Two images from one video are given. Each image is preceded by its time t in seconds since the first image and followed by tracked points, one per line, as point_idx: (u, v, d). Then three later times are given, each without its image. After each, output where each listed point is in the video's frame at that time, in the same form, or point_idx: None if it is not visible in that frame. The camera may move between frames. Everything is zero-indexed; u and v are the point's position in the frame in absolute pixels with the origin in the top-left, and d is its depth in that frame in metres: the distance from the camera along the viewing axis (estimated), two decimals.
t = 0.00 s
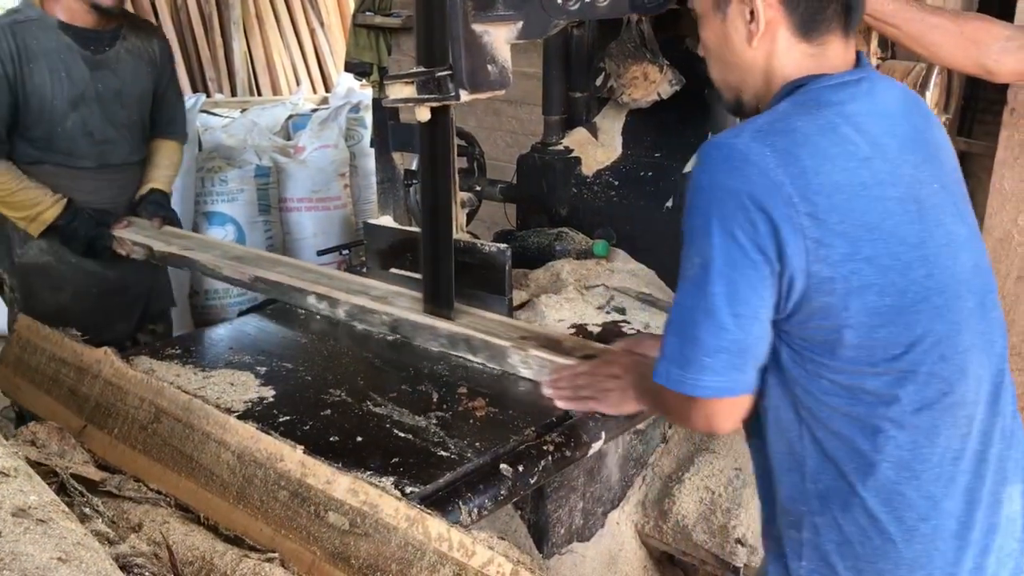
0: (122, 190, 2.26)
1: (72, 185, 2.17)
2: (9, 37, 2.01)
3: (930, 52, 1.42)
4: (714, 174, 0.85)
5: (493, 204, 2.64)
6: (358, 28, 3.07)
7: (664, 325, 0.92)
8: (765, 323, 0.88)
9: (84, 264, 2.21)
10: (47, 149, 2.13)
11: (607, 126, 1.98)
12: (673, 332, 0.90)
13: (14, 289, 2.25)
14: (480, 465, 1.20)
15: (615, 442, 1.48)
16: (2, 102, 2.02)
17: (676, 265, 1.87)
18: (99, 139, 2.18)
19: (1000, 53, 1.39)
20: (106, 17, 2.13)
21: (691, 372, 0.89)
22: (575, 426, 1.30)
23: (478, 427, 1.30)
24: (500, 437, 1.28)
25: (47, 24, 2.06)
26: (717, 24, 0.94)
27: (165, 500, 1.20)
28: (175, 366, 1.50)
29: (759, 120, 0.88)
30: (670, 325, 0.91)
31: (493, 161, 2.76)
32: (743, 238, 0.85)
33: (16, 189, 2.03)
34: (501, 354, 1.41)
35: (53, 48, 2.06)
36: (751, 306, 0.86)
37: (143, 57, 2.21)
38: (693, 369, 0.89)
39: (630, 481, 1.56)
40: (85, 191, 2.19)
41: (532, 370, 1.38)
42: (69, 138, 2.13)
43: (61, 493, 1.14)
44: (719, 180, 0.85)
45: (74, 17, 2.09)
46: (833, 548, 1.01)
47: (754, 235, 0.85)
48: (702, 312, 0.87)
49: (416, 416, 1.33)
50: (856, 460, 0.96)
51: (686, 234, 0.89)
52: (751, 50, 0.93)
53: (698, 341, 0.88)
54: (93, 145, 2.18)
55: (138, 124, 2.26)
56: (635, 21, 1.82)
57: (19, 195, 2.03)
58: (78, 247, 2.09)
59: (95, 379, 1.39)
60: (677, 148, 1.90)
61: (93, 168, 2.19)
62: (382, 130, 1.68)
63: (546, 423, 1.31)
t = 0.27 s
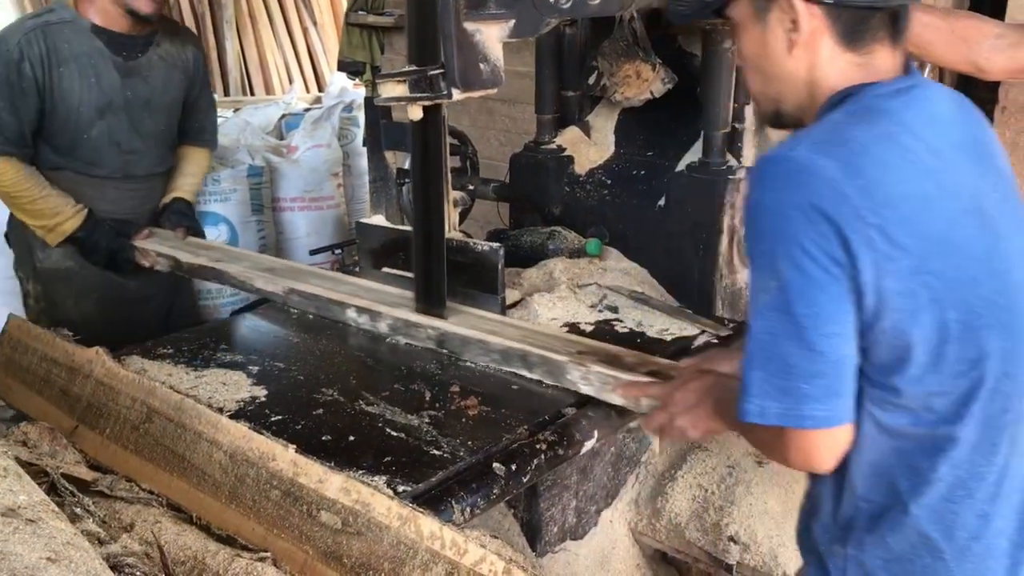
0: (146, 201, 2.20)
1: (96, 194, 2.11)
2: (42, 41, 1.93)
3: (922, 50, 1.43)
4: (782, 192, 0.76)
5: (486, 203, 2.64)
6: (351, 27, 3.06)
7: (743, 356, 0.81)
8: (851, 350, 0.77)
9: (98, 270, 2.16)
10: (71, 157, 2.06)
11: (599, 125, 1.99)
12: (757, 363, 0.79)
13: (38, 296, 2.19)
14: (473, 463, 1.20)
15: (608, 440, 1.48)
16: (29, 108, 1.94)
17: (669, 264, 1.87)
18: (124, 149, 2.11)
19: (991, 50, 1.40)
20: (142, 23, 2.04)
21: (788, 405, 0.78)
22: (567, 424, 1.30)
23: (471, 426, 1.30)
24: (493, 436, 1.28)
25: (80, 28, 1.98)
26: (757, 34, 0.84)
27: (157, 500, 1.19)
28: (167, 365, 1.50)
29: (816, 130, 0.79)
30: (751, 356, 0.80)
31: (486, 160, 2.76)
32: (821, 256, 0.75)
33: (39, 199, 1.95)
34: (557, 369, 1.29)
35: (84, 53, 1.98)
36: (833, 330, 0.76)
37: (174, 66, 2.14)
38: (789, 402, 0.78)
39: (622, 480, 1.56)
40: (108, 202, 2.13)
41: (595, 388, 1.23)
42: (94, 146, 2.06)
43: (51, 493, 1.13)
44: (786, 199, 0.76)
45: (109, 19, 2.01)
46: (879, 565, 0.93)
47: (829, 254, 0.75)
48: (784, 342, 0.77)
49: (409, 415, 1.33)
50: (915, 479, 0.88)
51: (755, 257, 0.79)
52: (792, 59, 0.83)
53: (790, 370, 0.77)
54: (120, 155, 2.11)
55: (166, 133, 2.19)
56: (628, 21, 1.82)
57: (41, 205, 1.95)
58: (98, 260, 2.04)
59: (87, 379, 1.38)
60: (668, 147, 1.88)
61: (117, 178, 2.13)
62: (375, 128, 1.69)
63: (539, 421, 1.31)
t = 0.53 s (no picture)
0: (164, 208, 2.17)
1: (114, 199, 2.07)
2: (64, 44, 1.88)
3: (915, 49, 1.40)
4: (905, 215, 0.68)
5: (477, 202, 2.63)
6: (343, 27, 3.07)
7: (861, 389, 0.72)
8: (975, 390, 0.69)
9: (119, 279, 2.09)
10: (90, 163, 2.01)
11: (591, 125, 2.00)
12: (877, 400, 0.70)
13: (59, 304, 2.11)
14: (463, 462, 1.20)
15: (599, 439, 1.48)
16: (49, 112, 1.89)
17: (660, 263, 1.87)
18: (145, 155, 2.07)
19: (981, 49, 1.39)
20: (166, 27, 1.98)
21: (910, 447, 0.70)
22: (558, 423, 1.30)
23: (462, 425, 1.30)
24: (483, 435, 1.28)
25: (103, 31, 1.93)
26: (875, 38, 0.75)
27: (147, 500, 1.18)
28: (157, 366, 1.50)
29: (953, 148, 0.70)
30: (871, 392, 0.71)
31: (478, 159, 2.76)
32: (959, 288, 0.67)
33: (59, 209, 1.89)
34: (616, 387, 1.25)
35: (106, 57, 1.94)
36: (963, 368, 0.68)
37: (198, 72, 2.10)
38: (912, 444, 0.70)
39: (614, 479, 1.56)
40: (125, 209, 2.09)
41: (656, 408, 1.19)
42: (114, 151, 2.02)
43: (39, 494, 1.13)
44: (918, 222, 0.67)
45: (131, 21, 1.95)
46: None
47: (965, 287, 0.67)
48: (907, 380, 0.69)
49: (400, 415, 1.33)
50: (1018, 521, 0.81)
51: (880, 285, 0.70)
52: (915, 71, 0.74)
53: (914, 409, 0.69)
54: (140, 161, 2.07)
55: (189, 140, 2.15)
56: (618, 19, 1.82)
57: (61, 215, 1.90)
58: (118, 268, 2.00)
59: (77, 379, 1.38)
60: (659, 146, 1.89)
61: (138, 184, 2.08)
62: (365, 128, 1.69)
63: (529, 420, 1.31)
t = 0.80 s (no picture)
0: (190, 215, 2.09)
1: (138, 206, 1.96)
2: (81, 46, 1.75)
3: (904, 48, 1.43)
4: None
5: (471, 203, 2.64)
6: (336, 28, 3.07)
7: None
8: None
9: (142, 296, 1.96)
10: (115, 171, 1.88)
11: (585, 125, 2.00)
12: None
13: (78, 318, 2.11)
14: (457, 463, 1.20)
15: (593, 440, 1.48)
16: (71, 118, 1.76)
17: (655, 263, 1.88)
18: (171, 162, 1.93)
19: (970, 49, 1.43)
20: (183, 27, 1.82)
21: None
22: (551, 424, 1.30)
23: (456, 426, 1.31)
24: (477, 436, 1.28)
25: (122, 33, 1.79)
26: None
27: (141, 502, 1.17)
28: (152, 368, 1.49)
29: None
30: None
31: (473, 160, 2.76)
32: None
33: (86, 220, 1.80)
34: (696, 413, 1.20)
35: (125, 59, 1.79)
36: None
37: (220, 71, 1.93)
38: None
39: (608, 479, 1.57)
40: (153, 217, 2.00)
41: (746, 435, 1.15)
42: (143, 159, 1.89)
43: (33, 497, 1.12)
44: None
45: (149, 23, 1.79)
46: None
47: None
48: None
49: (394, 416, 1.33)
50: None
51: None
52: None
53: None
54: (165, 167, 1.93)
55: (217, 146, 2.01)
56: (611, 20, 1.83)
57: (89, 226, 1.81)
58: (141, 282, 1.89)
59: (70, 382, 1.37)
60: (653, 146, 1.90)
61: (163, 189, 1.94)
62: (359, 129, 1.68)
63: (523, 421, 1.31)
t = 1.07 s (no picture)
0: (205, 212, 2.16)
1: (163, 204, 2.08)
2: (101, 48, 1.86)
3: (896, 47, 1.47)
4: None
5: (471, 203, 2.64)
6: (335, 28, 3.06)
7: None
8: None
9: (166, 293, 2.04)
10: (146, 170, 2.03)
11: (584, 125, 2.00)
12: None
13: (100, 321, 2.15)
14: (456, 463, 1.20)
15: (593, 440, 1.49)
16: (98, 121, 1.89)
17: (654, 263, 1.88)
18: (197, 156, 2.06)
19: (965, 49, 1.46)
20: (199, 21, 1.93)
21: None
22: (551, 423, 1.30)
23: (456, 426, 1.31)
24: (477, 436, 1.28)
25: (138, 30, 1.90)
26: None
27: (141, 502, 1.15)
28: (151, 369, 1.49)
29: None
30: None
31: (472, 160, 2.77)
32: None
33: (115, 225, 1.87)
34: (775, 436, 1.14)
35: (144, 58, 1.91)
36: None
37: (236, 58, 2.05)
38: None
39: (608, 479, 1.57)
40: (179, 215, 2.10)
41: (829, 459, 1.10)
42: (172, 155, 2.02)
43: (33, 497, 1.08)
44: None
45: (165, 19, 1.91)
46: None
47: None
48: None
49: (394, 416, 1.33)
50: None
51: None
52: None
53: None
54: (193, 162, 2.06)
55: (240, 135, 2.12)
56: (610, 20, 1.83)
57: (119, 231, 1.87)
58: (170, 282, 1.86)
59: (70, 382, 1.37)
60: (653, 145, 1.90)
61: (193, 187, 2.09)
62: (359, 129, 1.68)
63: (523, 421, 1.31)
